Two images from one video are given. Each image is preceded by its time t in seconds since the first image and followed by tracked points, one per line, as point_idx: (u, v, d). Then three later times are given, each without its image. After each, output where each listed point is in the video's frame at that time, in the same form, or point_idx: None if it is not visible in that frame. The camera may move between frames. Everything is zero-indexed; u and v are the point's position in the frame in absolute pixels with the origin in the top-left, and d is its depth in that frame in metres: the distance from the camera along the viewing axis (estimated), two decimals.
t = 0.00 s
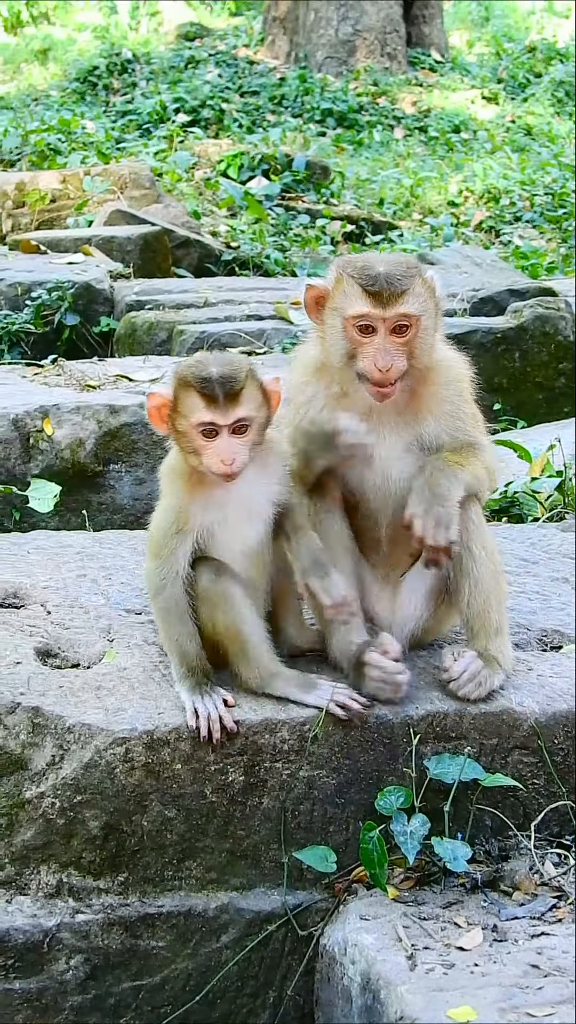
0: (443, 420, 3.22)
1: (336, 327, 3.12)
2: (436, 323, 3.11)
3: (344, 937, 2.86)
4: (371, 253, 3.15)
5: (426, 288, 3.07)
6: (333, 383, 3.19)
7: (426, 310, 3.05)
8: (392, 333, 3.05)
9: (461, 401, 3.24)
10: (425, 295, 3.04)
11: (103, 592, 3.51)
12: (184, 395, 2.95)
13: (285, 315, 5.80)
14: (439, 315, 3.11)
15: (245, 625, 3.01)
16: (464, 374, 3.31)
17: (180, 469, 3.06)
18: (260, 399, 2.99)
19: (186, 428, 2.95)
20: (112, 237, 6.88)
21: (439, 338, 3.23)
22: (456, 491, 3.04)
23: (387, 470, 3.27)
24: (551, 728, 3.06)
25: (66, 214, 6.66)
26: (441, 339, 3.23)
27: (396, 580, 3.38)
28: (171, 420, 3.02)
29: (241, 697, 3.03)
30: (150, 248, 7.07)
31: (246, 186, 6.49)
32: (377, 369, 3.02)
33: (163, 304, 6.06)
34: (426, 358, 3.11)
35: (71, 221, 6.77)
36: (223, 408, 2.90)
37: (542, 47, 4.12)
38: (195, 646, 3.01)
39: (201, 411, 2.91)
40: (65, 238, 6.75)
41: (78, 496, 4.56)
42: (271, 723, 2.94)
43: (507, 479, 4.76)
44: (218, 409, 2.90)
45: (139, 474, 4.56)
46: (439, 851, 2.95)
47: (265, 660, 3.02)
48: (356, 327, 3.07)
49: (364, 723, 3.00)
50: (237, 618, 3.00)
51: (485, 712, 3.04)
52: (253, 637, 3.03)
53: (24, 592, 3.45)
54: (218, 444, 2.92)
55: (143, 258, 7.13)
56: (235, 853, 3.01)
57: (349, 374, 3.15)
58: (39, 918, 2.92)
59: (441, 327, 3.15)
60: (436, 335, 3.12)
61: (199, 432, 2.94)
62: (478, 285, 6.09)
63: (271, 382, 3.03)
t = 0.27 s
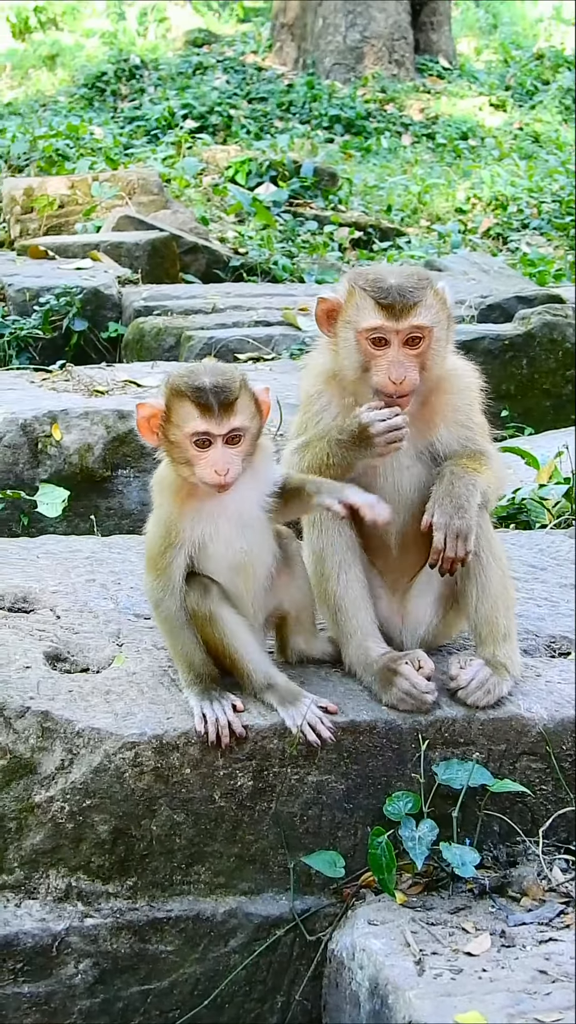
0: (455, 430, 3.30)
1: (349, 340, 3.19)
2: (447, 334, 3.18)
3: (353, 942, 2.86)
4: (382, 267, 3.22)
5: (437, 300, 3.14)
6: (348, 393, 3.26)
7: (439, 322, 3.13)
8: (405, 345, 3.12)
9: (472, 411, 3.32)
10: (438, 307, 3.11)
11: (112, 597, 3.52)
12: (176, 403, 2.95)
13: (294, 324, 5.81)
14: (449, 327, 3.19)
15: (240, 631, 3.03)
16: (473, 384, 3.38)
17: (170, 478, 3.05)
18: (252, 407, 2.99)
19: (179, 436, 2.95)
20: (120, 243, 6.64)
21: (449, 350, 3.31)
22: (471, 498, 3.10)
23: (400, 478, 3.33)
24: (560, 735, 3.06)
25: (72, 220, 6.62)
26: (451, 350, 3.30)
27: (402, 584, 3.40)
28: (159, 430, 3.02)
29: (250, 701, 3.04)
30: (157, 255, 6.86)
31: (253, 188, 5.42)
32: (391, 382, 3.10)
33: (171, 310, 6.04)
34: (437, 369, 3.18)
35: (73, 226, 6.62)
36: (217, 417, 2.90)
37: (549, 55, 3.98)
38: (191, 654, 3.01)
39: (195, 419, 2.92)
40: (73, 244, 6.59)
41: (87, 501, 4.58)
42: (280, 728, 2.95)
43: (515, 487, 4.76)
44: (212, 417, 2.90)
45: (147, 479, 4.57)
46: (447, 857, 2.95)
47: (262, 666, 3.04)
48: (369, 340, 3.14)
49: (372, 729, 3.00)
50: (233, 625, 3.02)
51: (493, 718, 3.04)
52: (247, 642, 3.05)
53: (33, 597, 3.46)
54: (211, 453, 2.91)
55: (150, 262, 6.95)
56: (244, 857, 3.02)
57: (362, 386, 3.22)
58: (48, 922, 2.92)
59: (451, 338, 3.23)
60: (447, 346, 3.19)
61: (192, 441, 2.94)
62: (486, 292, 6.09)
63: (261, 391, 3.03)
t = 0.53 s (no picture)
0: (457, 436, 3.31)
1: (346, 350, 3.20)
2: (446, 344, 3.18)
3: (359, 950, 2.86)
4: (378, 276, 3.21)
5: (435, 310, 3.14)
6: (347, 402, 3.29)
7: (436, 332, 3.13)
8: (401, 356, 3.13)
9: (474, 417, 3.32)
10: (434, 317, 3.11)
11: (120, 604, 3.54)
12: (190, 401, 2.96)
13: (301, 331, 5.82)
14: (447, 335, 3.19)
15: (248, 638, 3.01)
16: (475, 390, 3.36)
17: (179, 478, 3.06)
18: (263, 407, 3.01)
19: (193, 434, 2.97)
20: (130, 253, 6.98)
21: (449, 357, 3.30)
22: (473, 504, 3.11)
23: (403, 485, 3.35)
24: (566, 743, 3.06)
25: (84, 231, 7.43)
26: (451, 358, 3.29)
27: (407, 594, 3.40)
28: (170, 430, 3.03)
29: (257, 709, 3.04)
30: (168, 265, 7.08)
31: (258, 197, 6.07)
32: (387, 390, 3.13)
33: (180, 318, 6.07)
34: (436, 377, 3.19)
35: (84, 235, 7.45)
36: (231, 415, 2.92)
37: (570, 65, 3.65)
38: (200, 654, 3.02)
39: (209, 417, 2.93)
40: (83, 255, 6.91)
41: (95, 509, 4.59)
42: (286, 736, 2.95)
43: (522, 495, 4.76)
44: (226, 416, 2.92)
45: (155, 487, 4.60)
46: (453, 864, 2.96)
47: (270, 672, 3.03)
48: (365, 351, 3.14)
49: (379, 736, 3.01)
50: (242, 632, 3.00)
51: (500, 726, 3.04)
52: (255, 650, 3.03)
53: (41, 604, 3.48)
54: (226, 452, 2.93)
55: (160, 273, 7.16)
56: (250, 865, 3.02)
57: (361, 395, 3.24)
58: (55, 930, 2.92)
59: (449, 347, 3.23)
60: (446, 356, 3.19)
61: (206, 438, 2.96)
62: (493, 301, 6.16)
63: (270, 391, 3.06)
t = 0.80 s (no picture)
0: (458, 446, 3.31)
1: (348, 360, 3.21)
2: (447, 355, 3.19)
3: (361, 958, 2.87)
4: (381, 287, 3.22)
5: (437, 320, 3.15)
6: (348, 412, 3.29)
7: (438, 342, 3.13)
8: (403, 367, 3.13)
9: (476, 427, 3.33)
10: (435, 327, 3.12)
11: (122, 612, 3.55)
12: (202, 401, 3.00)
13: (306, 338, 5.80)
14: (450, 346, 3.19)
15: (251, 643, 3.02)
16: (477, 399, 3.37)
17: (186, 481, 3.09)
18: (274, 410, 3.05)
19: (205, 435, 3.01)
20: (134, 260, 6.90)
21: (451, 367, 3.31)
22: (476, 513, 3.11)
23: (405, 495, 3.35)
24: (568, 750, 3.06)
25: (90, 239, 7.41)
26: (454, 368, 3.31)
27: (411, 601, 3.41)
28: (176, 434, 3.05)
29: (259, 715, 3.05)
30: (173, 272, 6.95)
31: (264, 208, 7.49)
32: (388, 402, 3.13)
33: (186, 326, 6.05)
34: (438, 388, 3.19)
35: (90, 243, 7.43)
36: (244, 415, 2.95)
37: None
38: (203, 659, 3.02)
39: (222, 416, 2.97)
40: (87, 262, 6.90)
41: (100, 517, 4.61)
42: (288, 743, 2.96)
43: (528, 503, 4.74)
44: (239, 415, 2.96)
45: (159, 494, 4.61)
46: (455, 871, 2.96)
47: (272, 679, 3.04)
48: (368, 362, 3.15)
49: (381, 743, 3.01)
50: (246, 637, 3.01)
51: (502, 733, 3.05)
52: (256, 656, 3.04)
53: (44, 612, 3.49)
54: (238, 451, 2.98)
55: (166, 281, 6.98)
56: (253, 873, 3.02)
57: (362, 406, 3.24)
58: (58, 938, 2.93)
59: (452, 358, 3.23)
60: (448, 365, 3.20)
61: (219, 438, 2.99)
62: (499, 308, 6.15)
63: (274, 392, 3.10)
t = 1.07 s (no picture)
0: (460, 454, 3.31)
1: (350, 373, 3.20)
2: (449, 367, 3.18)
3: (362, 965, 2.86)
4: (383, 298, 3.21)
5: (439, 333, 3.14)
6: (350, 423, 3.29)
7: (440, 356, 3.12)
8: (405, 380, 3.12)
9: (478, 435, 3.32)
10: (438, 341, 3.11)
11: (124, 620, 3.56)
12: (211, 407, 3.02)
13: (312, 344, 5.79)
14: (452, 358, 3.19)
15: (253, 651, 3.03)
16: (478, 408, 3.36)
17: (187, 489, 3.10)
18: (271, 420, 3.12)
19: (216, 441, 3.03)
20: (141, 266, 6.83)
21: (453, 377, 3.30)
22: (475, 522, 3.11)
23: (406, 503, 3.35)
24: (569, 756, 3.05)
25: (97, 246, 7.45)
26: (456, 378, 3.30)
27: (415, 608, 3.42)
28: (179, 442, 3.04)
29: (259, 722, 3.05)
30: (179, 277, 6.90)
31: (272, 217, 7.37)
32: (391, 416, 3.13)
33: (192, 331, 6.05)
34: (440, 399, 3.18)
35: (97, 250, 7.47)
36: (256, 417, 3.02)
37: None
38: (202, 669, 3.03)
39: (235, 421, 3.01)
40: (95, 267, 6.92)
41: (105, 523, 4.62)
42: (289, 751, 2.96)
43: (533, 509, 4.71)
44: (251, 418, 3.01)
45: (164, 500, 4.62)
46: (456, 878, 2.96)
47: (272, 689, 3.04)
48: (369, 376, 3.14)
49: (382, 751, 3.01)
50: (249, 644, 3.03)
51: (503, 740, 3.04)
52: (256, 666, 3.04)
53: (45, 619, 3.51)
54: (248, 454, 3.03)
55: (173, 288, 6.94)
56: (254, 880, 3.03)
57: (365, 418, 3.24)
58: (58, 945, 2.94)
59: (454, 369, 3.22)
60: (449, 377, 3.19)
61: (232, 443, 3.02)
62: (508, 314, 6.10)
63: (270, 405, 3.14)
